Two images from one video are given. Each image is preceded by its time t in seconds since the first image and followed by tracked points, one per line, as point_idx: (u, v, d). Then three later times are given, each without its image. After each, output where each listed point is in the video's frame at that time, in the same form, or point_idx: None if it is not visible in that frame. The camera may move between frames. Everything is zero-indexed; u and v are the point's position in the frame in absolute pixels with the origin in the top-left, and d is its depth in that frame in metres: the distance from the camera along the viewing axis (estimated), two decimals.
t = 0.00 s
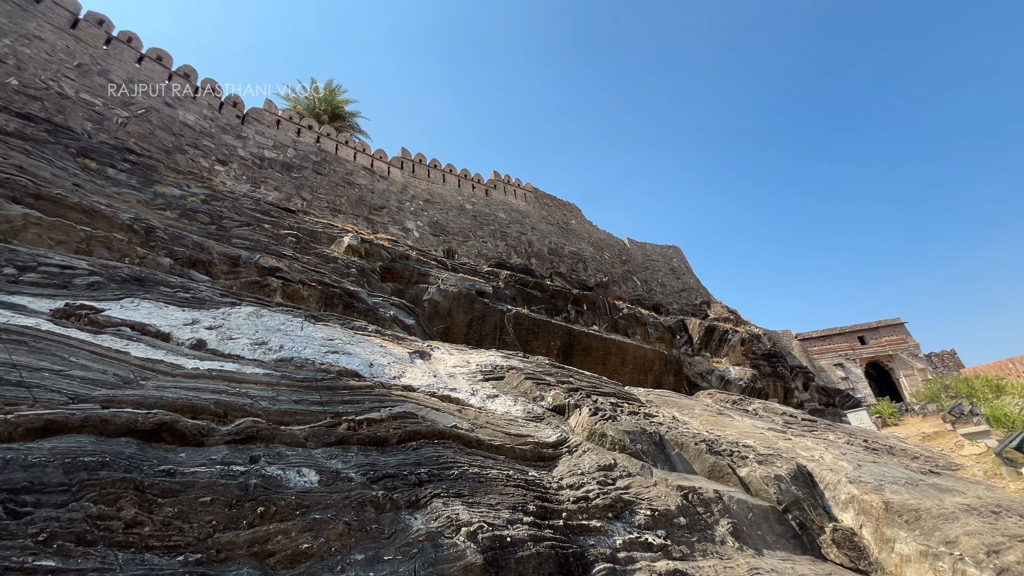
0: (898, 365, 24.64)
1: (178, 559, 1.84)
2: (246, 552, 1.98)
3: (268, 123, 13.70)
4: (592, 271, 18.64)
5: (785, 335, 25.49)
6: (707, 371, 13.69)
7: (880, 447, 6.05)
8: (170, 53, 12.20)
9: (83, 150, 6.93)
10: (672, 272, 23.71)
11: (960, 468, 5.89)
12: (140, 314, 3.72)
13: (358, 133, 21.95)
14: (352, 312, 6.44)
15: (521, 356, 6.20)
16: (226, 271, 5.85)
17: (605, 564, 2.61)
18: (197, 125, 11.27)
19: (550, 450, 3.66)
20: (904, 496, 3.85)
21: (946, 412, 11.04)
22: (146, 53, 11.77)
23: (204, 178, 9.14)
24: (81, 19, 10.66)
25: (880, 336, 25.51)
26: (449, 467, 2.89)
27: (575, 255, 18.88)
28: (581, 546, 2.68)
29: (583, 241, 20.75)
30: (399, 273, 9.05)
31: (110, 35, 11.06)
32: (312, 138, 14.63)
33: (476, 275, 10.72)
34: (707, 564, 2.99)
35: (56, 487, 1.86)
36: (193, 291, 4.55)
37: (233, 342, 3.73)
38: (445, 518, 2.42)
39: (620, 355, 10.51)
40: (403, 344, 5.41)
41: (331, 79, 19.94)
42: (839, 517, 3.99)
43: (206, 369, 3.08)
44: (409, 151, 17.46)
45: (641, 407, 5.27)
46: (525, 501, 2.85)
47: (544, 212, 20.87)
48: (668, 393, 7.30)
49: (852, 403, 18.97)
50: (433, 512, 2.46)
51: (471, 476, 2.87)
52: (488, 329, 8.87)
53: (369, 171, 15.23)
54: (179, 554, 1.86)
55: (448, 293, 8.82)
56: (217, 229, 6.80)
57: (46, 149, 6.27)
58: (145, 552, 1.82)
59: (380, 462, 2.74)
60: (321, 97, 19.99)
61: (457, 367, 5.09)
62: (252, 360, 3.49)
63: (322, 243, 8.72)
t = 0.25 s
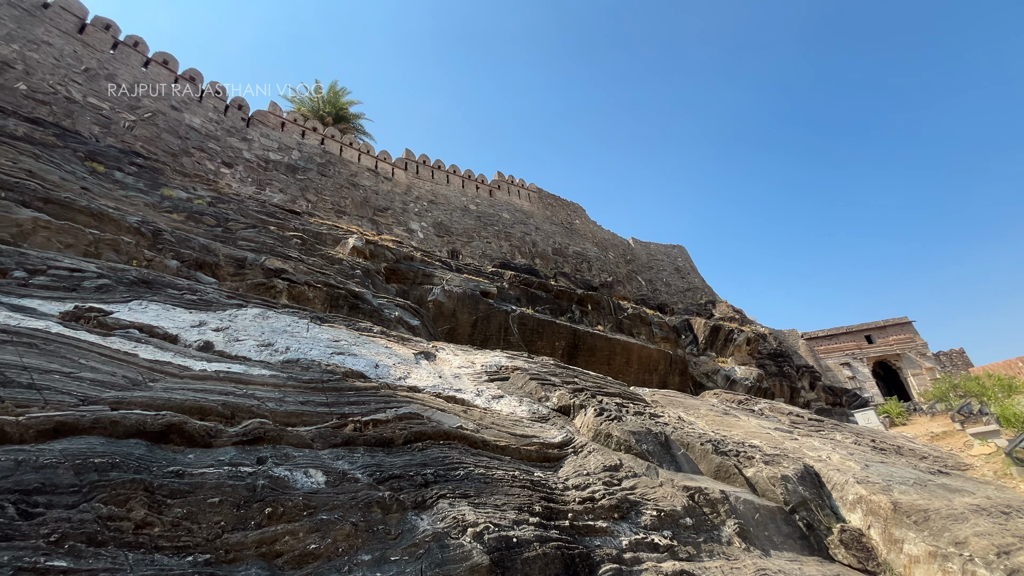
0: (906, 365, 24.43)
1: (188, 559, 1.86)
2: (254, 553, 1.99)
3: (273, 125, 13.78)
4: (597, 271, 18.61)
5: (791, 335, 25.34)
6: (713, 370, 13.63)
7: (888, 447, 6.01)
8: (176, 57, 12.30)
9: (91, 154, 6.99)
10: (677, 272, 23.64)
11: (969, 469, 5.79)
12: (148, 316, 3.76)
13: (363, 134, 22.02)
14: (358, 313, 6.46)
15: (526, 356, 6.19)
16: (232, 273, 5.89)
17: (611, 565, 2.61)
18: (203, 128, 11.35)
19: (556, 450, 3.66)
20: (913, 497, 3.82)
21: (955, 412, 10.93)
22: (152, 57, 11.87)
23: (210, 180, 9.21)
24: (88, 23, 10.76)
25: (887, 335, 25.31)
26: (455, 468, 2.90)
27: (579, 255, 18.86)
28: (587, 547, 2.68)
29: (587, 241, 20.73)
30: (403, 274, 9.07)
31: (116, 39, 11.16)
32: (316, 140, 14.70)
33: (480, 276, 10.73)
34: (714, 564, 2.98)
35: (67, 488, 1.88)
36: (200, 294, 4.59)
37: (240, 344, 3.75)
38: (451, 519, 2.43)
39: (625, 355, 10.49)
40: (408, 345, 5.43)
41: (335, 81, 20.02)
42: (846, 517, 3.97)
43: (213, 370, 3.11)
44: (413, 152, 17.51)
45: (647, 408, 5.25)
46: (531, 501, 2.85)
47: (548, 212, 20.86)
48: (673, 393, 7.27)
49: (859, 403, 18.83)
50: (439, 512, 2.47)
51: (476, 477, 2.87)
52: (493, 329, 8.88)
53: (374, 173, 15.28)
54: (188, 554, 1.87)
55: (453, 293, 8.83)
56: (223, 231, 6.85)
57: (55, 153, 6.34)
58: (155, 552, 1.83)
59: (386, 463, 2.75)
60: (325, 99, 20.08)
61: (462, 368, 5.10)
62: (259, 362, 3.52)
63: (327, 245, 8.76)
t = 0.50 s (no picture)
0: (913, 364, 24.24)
1: (195, 560, 1.87)
2: (260, 553, 2.00)
3: (277, 127, 13.85)
4: (600, 271, 18.58)
5: (796, 334, 25.21)
6: (717, 370, 13.58)
7: (895, 447, 5.96)
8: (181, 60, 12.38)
9: (97, 157, 7.04)
10: (681, 271, 23.58)
11: (978, 469, 5.74)
12: (155, 318, 3.78)
13: (366, 136, 22.08)
14: (362, 314, 6.47)
15: (530, 356, 6.19)
16: (237, 274, 5.92)
17: (617, 565, 2.61)
18: (208, 130, 11.42)
19: (561, 451, 3.66)
20: (921, 497, 3.79)
21: (963, 412, 10.84)
22: (158, 60, 11.94)
23: (215, 182, 9.25)
24: (94, 27, 10.85)
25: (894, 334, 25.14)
26: (460, 468, 2.91)
27: (582, 254, 18.83)
28: (592, 547, 2.67)
29: (591, 241, 20.70)
30: (407, 274, 9.08)
31: (122, 43, 11.24)
32: (320, 142, 14.75)
33: (484, 276, 10.73)
34: (720, 565, 2.97)
35: (76, 489, 1.90)
36: (205, 295, 4.61)
37: (245, 345, 3.77)
38: (457, 519, 2.43)
39: (630, 355, 10.47)
40: (412, 345, 5.44)
41: (339, 83, 20.08)
42: (853, 518, 3.94)
43: (219, 371, 3.12)
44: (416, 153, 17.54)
45: (651, 408, 5.24)
46: (536, 502, 2.85)
47: (552, 212, 20.85)
48: (678, 393, 7.25)
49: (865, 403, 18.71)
50: (444, 513, 2.47)
51: (481, 477, 2.88)
52: (497, 329, 8.88)
53: (377, 174, 15.32)
54: (196, 555, 1.89)
55: (457, 294, 8.84)
56: (228, 233, 6.88)
57: (62, 156, 6.39)
58: (163, 552, 1.84)
59: (391, 463, 2.76)
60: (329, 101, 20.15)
61: (467, 368, 5.11)
62: (264, 363, 3.53)
63: (331, 246, 8.78)
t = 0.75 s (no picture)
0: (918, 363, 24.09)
1: (201, 559, 1.87)
2: (266, 553, 2.01)
3: (280, 128, 13.90)
4: (603, 270, 18.56)
5: (801, 334, 25.10)
6: (721, 370, 13.54)
7: (901, 447, 5.93)
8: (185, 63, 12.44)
9: (103, 159, 7.08)
10: (684, 271, 23.52)
11: (986, 469, 5.69)
12: (160, 319, 3.80)
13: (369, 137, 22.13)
14: (366, 314, 6.49)
15: (533, 356, 6.19)
16: (242, 275, 5.94)
17: (621, 565, 2.60)
18: (212, 132, 11.47)
19: (565, 451, 3.66)
20: (927, 497, 3.77)
21: (970, 412, 10.77)
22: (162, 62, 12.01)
23: (220, 184, 9.30)
24: (99, 30, 10.92)
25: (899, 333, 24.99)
26: (464, 468, 2.91)
27: (586, 254, 18.82)
28: (597, 548, 2.67)
29: (594, 240, 20.68)
30: (410, 275, 9.10)
31: (127, 46, 11.31)
32: (324, 143, 14.79)
33: (487, 277, 10.74)
34: (725, 565, 2.96)
35: (83, 489, 1.91)
36: (210, 296, 4.63)
37: (250, 346, 3.79)
38: (461, 519, 2.43)
39: (633, 355, 10.45)
40: (416, 345, 5.45)
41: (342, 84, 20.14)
42: (859, 518, 3.92)
43: (224, 372, 3.14)
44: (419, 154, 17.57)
45: (655, 408, 5.23)
46: (540, 502, 2.85)
47: (555, 212, 20.84)
48: (682, 393, 7.23)
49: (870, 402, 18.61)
50: (448, 513, 2.47)
51: (485, 477, 2.88)
52: (500, 330, 8.88)
53: (380, 174, 15.35)
54: (201, 554, 1.89)
55: (460, 294, 8.86)
56: (233, 234, 6.90)
57: (68, 159, 6.43)
58: (169, 552, 1.85)
59: (396, 463, 2.77)
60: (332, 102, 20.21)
61: (470, 369, 5.11)
62: (269, 363, 3.55)
63: (335, 247, 8.81)
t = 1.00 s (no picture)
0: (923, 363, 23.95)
1: (205, 559, 1.88)
2: (270, 552, 2.01)
3: (283, 129, 13.94)
4: (606, 270, 18.54)
5: (804, 334, 25.02)
6: (725, 370, 13.50)
7: (906, 447, 5.90)
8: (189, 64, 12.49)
9: (108, 160, 7.12)
10: (687, 270, 23.48)
11: (992, 469, 5.66)
12: (165, 319, 3.82)
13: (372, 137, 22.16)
14: (369, 314, 6.50)
15: (536, 356, 6.19)
16: (246, 276, 5.96)
17: (625, 565, 2.60)
18: (215, 133, 11.51)
19: (568, 451, 3.65)
20: (933, 497, 3.74)
21: (975, 412, 10.70)
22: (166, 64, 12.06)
23: (223, 185, 9.33)
24: (103, 32, 10.98)
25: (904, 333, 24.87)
26: (467, 468, 2.91)
27: (588, 254, 18.80)
28: (600, 548, 2.66)
29: (596, 240, 20.66)
30: (413, 275, 9.11)
31: (131, 47, 11.37)
32: (327, 144, 14.83)
33: (490, 277, 10.75)
34: (729, 565, 2.95)
35: (88, 488, 1.92)
36: (214, 297, 4.65)
37: (254, 346, 3.80)
38: (464, 519, 2.43)
39: (636, 355, 10.44)
40: (419, 345, 5.45)
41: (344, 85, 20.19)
42: (864, 519, 3.90)
43: (228, 372, 3.15)
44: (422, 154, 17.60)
45: (658, 407, 5.22)
46: (544, 502, 2.85)
47: (557, 212, 20.83)
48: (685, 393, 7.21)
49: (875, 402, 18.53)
50: (451, 513, 2.47)
51: (489, 477, 2.88)
52: (503, 330, 8.88)
53: (383, 175, 15.38)
54: (206, 554, 1.90)
55: (463, 294, 8.86)
56: (236, 235, 6.93)
57: (73, 160, 6.47)
58: (173, 551, 1.86)
59: (399, 463, 2.77)
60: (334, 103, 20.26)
61: (473, 369, 5.11)
62: (272, 363, 3.56)
63: (338, 247, 8.82)
